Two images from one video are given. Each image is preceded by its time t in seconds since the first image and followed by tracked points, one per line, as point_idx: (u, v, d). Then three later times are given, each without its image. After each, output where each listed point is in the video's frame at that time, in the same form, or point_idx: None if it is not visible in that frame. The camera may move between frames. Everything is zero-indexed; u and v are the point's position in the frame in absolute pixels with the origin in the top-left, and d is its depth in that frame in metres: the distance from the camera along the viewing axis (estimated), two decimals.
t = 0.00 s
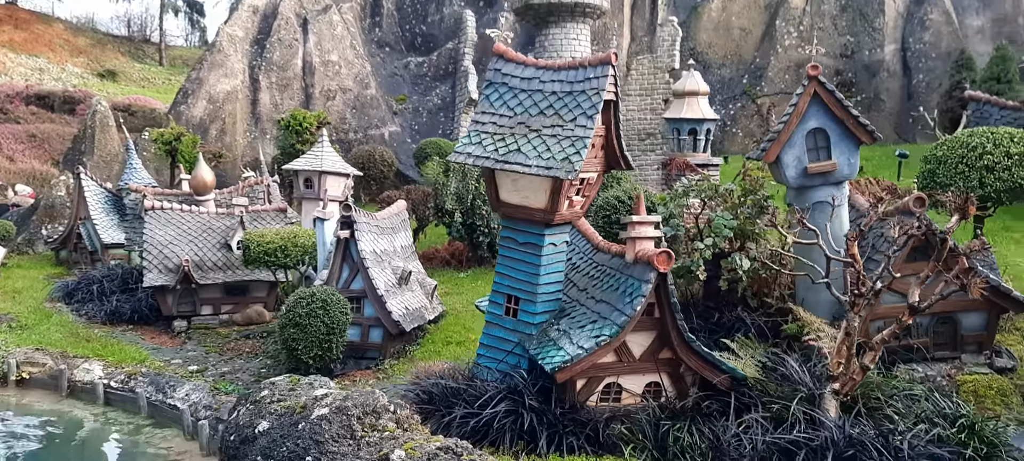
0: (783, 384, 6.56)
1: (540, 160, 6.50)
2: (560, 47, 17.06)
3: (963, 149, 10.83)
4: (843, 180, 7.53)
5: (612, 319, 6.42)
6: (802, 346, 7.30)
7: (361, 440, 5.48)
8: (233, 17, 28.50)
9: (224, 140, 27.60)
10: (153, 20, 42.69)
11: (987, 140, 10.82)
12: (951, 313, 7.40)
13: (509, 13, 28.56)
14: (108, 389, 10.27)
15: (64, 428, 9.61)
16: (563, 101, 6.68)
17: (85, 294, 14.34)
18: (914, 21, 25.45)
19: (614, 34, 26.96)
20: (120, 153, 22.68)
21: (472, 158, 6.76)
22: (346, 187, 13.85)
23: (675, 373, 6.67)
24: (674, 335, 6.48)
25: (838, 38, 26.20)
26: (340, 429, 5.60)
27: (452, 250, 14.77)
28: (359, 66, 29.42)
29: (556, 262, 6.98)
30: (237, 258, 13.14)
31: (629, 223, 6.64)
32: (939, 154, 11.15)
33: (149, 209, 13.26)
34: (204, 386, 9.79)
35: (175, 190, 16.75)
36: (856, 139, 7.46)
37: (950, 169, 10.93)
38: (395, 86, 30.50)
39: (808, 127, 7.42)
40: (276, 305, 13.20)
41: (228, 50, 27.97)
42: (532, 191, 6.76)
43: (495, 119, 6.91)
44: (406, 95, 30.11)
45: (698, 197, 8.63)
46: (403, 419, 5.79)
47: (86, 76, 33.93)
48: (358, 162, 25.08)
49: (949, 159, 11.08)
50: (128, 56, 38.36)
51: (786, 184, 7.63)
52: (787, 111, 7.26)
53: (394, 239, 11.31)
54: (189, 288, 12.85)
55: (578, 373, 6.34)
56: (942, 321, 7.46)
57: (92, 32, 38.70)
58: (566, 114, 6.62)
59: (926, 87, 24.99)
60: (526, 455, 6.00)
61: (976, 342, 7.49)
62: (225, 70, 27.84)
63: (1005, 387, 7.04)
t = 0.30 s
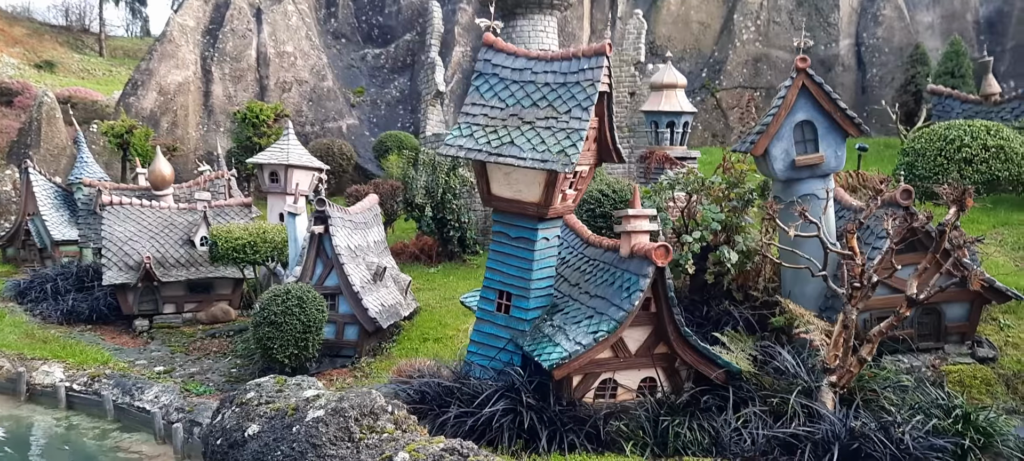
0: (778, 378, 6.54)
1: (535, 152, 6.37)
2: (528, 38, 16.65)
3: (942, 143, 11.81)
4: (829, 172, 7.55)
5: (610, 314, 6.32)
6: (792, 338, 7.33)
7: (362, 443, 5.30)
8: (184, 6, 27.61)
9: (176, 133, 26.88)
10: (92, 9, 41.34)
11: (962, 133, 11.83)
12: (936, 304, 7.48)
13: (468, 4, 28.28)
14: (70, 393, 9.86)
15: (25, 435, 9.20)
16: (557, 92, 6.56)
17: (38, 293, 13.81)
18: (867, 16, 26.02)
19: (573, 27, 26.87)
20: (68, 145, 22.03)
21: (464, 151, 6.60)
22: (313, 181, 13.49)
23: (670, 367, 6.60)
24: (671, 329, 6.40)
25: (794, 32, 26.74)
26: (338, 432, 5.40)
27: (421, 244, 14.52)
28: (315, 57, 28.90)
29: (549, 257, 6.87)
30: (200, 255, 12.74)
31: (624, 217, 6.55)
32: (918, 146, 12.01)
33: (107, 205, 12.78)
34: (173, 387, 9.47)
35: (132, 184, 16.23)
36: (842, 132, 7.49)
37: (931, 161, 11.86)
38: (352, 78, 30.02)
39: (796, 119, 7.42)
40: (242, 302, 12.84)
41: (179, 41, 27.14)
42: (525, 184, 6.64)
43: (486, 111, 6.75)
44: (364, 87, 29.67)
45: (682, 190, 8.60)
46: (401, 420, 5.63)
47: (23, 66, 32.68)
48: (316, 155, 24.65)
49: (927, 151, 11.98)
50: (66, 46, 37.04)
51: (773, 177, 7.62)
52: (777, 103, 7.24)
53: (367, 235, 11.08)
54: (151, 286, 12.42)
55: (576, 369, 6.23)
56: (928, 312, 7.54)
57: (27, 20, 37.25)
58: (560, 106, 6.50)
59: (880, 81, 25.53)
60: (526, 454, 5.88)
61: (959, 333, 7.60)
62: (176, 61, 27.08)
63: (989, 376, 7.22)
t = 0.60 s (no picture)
0: (800, 369, 6.50)
1: (556, 144, 6.28)
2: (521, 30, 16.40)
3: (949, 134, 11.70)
4: (844, 163, 7.53)
5: (634, 308, 6.23)
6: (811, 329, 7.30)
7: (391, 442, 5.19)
8: None
9: (156, 127, 26.43)
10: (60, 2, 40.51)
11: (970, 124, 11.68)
12: (951, 294, 7.49)
13: None
14: (66, 393, 9.63)
15: (22, 439, 8.97)
16: (577, 84, 6.47)
17: (25, 292, 13.52)
18: (850, 9, 26.32)
19: (559, 19, 26.83)
20: (47, 141, 21.56)
21: (483, 143, 6.51)
22: (307, 176, 13.26)
23: (691, 361, 6.53)
24: (694, 322, 6.34)
25: (778, 25, 27.05)
26: (366, 431, 5.30)
27: (415, 239, 14.17)
28: (297, 50, 28.54)
29: (568, 251, 6.79)
30: (193, 251, 12.49)
31: (646, 210, 6.48)
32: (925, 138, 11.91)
33: (96, 201, 12.52)
34: (174, 386, 9.28)
35: (118, 179, 15.92)
36: (858, 123, 7.46)
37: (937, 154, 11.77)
38: (335, 72, 29.73)
39: (811, 110, 7.39)
40: (236, 299, 12.61)
41: (158, 33, 26.69)
42: (545, 177, 6.55)
43: (504, 103, 6.66)
44: (347, 80, 29.41)
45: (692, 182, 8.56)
46: (429, 417, 5.53)
47: None
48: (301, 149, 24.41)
49: (935, 143, 11.87)
50: (33, 39, 36.17)
51: (787, 168, 7.60)
52: (793, 94, 7.21)
53: (368, 229, 10.94)
54: (143, 283, 12.18)
55: (600, 364, 6.14)
56: (942, 302, 7.54)
57: None
58: (580, 98, 6.41)
59: (864, 73, 25.85)
60: (553, 451, 5.80)
61: (972, 323, 7.63)
62: (155, 54, 26.61)
63: (1005, 365, 7.18)
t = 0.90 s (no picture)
0: (840, 362, 6.48)
1: (597, 137, 6.22)
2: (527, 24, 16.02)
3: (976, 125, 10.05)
4: (876, 155, 7.51)
5: (676, 301, 6.18)
6: (846, 321, 7.30)
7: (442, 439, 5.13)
8: None
9: (153, 122, 26.13)
10: None
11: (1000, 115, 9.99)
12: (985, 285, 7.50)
13: None
14: (84, 391, 9.53)
15: (42, 439, 8.86)
16: (616, 75, 6.40)
17: (34, 289, 13.37)
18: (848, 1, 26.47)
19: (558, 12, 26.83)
20: (45, 136, 21.31)
21: (521, 136, 6.43)
22: (318, 170, 13.19)
23: (732, 354, 6.49)
24: (736, 316, 6.30)
25: (778, 16, 27.32)
26: (417, 428, 5.24)
27: (425, 233, 14.03)
28: (295, 44, 28.45)
29: (605, 245, 6.73)
30: (205, 247, 12.38)
31: (686, 202, 6.42)
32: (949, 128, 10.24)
33: (106, 197, 12.38)
34: (196, 384, 9.20)
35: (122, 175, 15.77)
36: (890, 114, 7.44)
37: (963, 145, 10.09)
38: (332, 65, 29.60)
39: (845, 101, 7.36)
40: (249, 295, 12.51)
41: (154, 27, 26.39)
42: (584, 170, 6.48)
43: (541, 95, 6.59)
44: (345, 74, 29.32)
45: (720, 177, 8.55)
46: (478, 413, 5.48)
47: None
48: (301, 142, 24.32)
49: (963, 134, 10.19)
50: (17, 33, 35.62)
51: (818, 160, 7.59)
52: (827, 85, 7.18)
53: (385, 224, 10.87)
54: (155, 280, 12.06)
55: (643, 358, 6.09)
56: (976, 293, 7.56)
57: None
58: (620, 90, 6.35)
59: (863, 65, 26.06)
60: (600, 447, 5.76)
61: (1005, 313, 7.66)
62: (152, 48, 26.33)
63: None
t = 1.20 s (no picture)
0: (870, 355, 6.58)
1: (633, 134, 6.27)
2: (534, 22, 15.71)
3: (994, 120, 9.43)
4: (900, 151, 7.59)
5: (712, 297, 6.24)
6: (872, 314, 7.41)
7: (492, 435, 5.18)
8: None
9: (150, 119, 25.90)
10: None
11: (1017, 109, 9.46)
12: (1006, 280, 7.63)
13: None
14: (103, 390, 9.49)
15: (64, 438, 8.84)
16: (650, 73, 6.45)
17: (42, 288, 13.29)
18: None
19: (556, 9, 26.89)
20: (43, 134, 21.13)
21: (557, 134, 6.47)
22: (328, 167, 13.23)
23: (764, 349, 6.56)
24: (770, 311, 6.36)
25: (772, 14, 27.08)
26: (465, 424, 5.29)
27: (433, 230, 13.83)
28: (291, 41, 28.44)
29: (638, 241, 6.78)
30: (217, 245, 12.36)
31: (719, 199, 6.48)
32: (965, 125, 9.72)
33: (117, 195, 12.33)
34: (218, 381, 9.21)
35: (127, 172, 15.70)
36: (914, 110, 7.53)
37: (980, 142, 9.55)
38: (328, 62, 29.51)
39: (870, 98, 7.44)
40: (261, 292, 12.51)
41: (150, 24, 26.25)
42: (618, 167, 6.54)
43: (575, 93, 6.63)
44: (341, 71, 29.25)
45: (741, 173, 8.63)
46: (523, 410, 5.54)
47: None
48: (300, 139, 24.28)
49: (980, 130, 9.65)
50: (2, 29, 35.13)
51: (843, 157, 7.67)
52: (853, 83, 7.26)
53: (401, 221, 10.89)
54: (167, 278, 12.04)
55: (680, 353, 6.15)
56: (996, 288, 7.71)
57: None
58: (655, 87, 6.39)
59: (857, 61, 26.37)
60: (641, 441, 5.83)
61: None
62: (148, 45, 26.16)
63: None
